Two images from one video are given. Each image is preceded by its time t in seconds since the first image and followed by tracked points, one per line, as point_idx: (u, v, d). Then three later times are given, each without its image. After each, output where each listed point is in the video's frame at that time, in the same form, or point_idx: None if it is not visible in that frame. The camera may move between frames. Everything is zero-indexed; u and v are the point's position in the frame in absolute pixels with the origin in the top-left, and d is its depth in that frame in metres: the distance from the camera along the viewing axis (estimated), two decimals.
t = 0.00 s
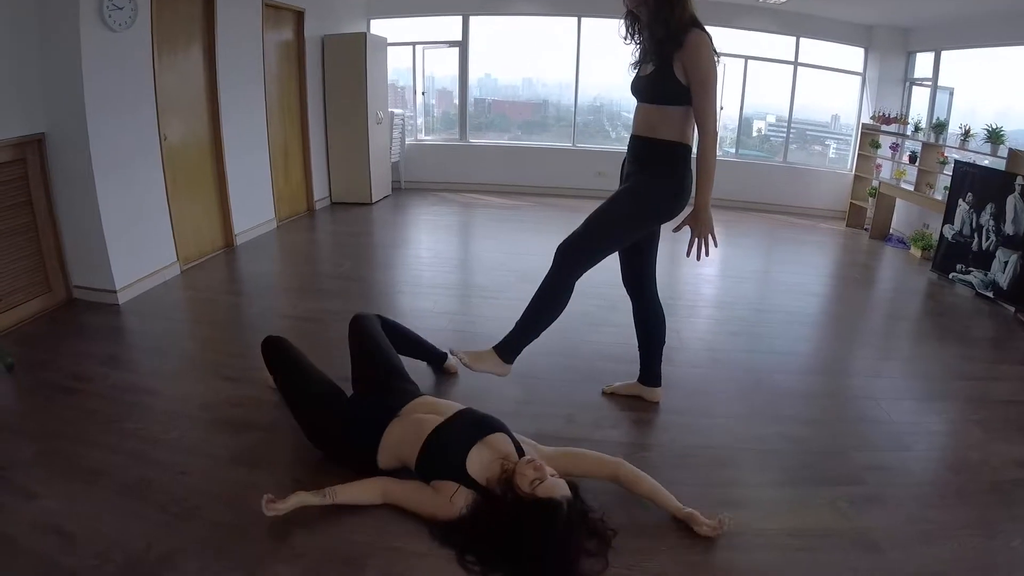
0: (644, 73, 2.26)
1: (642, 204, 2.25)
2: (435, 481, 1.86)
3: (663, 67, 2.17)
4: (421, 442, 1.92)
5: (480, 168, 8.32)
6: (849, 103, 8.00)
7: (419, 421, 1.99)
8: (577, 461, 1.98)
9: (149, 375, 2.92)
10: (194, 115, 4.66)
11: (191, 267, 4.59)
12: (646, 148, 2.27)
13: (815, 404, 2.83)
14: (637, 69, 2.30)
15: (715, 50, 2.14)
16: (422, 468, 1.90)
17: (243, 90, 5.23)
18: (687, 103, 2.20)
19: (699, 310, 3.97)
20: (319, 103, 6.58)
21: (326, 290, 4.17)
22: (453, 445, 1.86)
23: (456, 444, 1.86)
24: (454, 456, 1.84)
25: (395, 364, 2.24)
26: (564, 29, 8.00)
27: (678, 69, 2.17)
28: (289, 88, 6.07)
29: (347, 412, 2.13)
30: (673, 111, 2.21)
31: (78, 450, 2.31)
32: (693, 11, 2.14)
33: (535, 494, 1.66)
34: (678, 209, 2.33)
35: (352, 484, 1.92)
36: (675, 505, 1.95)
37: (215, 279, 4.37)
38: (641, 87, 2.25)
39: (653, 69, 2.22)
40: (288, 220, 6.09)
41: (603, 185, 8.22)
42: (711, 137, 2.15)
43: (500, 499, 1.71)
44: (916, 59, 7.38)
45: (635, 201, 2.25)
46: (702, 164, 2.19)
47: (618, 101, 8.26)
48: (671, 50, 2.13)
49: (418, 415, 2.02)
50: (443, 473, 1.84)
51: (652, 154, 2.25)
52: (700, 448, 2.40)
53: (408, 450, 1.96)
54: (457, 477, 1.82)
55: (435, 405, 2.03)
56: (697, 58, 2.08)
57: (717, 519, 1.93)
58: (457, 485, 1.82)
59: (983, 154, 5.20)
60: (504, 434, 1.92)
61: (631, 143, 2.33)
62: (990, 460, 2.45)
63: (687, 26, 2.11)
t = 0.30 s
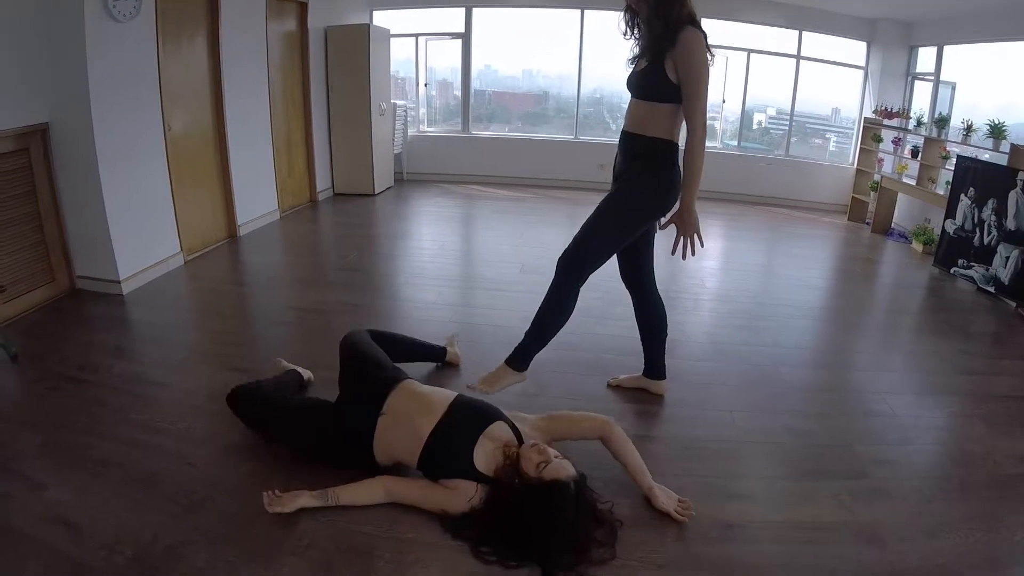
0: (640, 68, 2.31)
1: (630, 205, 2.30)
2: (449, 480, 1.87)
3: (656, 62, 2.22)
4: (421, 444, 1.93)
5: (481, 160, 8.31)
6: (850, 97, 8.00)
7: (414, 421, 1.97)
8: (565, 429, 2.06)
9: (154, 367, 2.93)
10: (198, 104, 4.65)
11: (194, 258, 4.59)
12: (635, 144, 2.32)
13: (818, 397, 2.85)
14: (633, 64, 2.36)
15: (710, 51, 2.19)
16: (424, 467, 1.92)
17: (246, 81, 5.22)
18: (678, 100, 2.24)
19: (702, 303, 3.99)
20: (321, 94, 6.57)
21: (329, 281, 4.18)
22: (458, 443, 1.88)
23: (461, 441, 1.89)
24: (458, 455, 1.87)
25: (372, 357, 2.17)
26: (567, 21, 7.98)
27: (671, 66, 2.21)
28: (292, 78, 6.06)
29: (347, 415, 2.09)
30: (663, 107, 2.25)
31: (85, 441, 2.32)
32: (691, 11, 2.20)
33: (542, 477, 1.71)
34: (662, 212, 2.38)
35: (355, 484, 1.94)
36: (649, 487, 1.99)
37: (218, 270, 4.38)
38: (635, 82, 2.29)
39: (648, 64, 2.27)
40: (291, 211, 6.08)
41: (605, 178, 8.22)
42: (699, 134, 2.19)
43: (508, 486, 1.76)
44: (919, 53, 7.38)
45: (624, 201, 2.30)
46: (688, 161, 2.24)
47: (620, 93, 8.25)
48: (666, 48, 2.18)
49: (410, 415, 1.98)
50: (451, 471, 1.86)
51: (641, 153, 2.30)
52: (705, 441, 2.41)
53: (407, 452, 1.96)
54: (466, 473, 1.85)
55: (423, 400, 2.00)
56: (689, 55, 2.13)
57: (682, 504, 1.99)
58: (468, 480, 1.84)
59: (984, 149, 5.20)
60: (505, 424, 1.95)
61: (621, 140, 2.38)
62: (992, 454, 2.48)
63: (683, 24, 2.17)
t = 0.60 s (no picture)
0: (614, 70, 2.28)
1: (608, 215, 2.33)
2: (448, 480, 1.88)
3: (629, 66, 2.20)
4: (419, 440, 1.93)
5: (484, 158, 8.32)
6: (851, 97, 8.02)
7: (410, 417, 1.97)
8: (561, 429, 2.08)
9: (158, 362, 2.93)
10: (203, 100, 4.65)
11: (198, 254, 4.60)
12: (611, 149, 2.32)
13: (819, 396, 2.86)
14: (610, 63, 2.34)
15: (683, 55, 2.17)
16: (423, 465, 1.93)
17: (252, 78, 5.22)
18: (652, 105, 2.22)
19: (703, 302, 4.01)
20: (325, 91, 6.58)
21: (332, 278, 4.19)
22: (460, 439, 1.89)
23: (459, 440, 1.89)
24: (455, 451, 1.88)
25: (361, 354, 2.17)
26: (570, 20, 7.99)
27: (644, 70, 2.19)
28: (297, 75, 6.06)
29: (347, 412, 2.07)
30: (635, 112, 2.24)
31: (91, 435, 2.33)
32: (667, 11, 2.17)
33: (541, 469, 1.77)
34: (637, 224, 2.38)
35: (362, 482, 1.96)
36: (654, 485, 2.03)
37: (221, 265, 4.38)
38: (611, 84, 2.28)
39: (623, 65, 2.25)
40: (294, 207, 6.09)
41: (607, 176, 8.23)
42: (670, 140, 2.20)
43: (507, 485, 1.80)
44: (920, 53, 7.39)
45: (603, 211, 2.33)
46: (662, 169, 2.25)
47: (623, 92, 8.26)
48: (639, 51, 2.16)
49: (404, 413, 1.98)
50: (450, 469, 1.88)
51: (616, 160, 2.31)
52: (708, 438, 2.43)
53: (402, 449, 1.97)
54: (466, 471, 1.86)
55: (416, 399, 1.99)
56: (660, 61, 2.11)
57: (692, 502, 2.00)
58: (470, 479, 1.85)
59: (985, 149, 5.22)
60: (495, 422, 1.97)
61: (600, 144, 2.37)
62: (992, 453, 2.49)
63: (656, 26, 2.14)
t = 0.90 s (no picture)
0: (559, 73, 2.25)
1: (561, 224, 2.36)
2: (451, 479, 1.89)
3: (577, 71, 2.19)
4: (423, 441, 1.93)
5: (482, 162, 8.34)
6: (847, 101, 8.07)
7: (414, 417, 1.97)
8: (564, 433, 2.09)
9: (159, 364, 2.94)
10: (203, 103, 4.66)
11: (198, 257, 4.61)
12: (556, 156, 2.33)
13: (817, 398, 2.88)
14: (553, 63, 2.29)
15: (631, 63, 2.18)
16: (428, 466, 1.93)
17: (252, 81, 5.24)
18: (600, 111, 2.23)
19: (700, 305, 4.03)
20: (325, 95, 6.59)
21: (331, 281, 4.20)
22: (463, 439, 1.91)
23: (462, 443, 1.90)
24: (459, 453, 1.89)
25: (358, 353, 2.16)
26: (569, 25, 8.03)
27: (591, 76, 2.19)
28: (296, 79, 6.08)
29: (348, 415, 2.06)
30: (582, 118, 2.25)
31: (92, 438, 2.33)
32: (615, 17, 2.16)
33: (547, 465, 1.79)
34: (583, 235, 2.40)
35: (366, 485, 1.97)
36: (656, 488, 2.04)
37: (221, 268, 4.39)
38: (556, 88, 2.25)
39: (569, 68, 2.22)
40: (293, 211, 6.10)
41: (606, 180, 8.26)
42: (618, 146, 2.20)
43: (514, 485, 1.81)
44: (916, 58, 7.45)
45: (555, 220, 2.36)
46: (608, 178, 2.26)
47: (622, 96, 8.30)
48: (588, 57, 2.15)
49: (409, 413, 1.99)
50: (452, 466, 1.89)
51: (563, 167, 2.32)
52: (707, 440, 2.44)
53: (407, 450, 1.98)
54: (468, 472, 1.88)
55: (419, 399, 1.99)
56: (610, 70, 2.12)
57: (693, 503, 2.02)
58: (475, 478, 1.87)
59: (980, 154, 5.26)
60: (498, 422, 1.98)
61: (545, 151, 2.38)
62: (988, 454, 2.51)
63: (604, 32, 2.13)
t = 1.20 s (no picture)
0: (527, 68, 2.02)
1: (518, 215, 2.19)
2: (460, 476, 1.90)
3: (544, 65, 1.96)
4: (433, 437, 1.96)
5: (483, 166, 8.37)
6: (846, 104, 8.11)
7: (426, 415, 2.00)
8: (574, 433, 2.11)
9: (162, 368, 2.95)
10: (205, 108, 4.68)
11: (200, 261, 4.62)
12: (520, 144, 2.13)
13: (817, 399, 2.89)
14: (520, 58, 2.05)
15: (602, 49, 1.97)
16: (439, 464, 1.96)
17: (254, 86, 5.26)
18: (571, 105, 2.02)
19: (699, 307, 4.04)
20: (326, 99, 6.61)
21: (333, 285, 4.21)
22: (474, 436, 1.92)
23: (471, 444, 1.91)
24: (468, 453, 1.90)
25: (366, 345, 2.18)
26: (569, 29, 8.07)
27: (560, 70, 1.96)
28: (297, 85, 6.11)
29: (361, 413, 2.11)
30: (555, 111, 2.04)
31: (97, 441, 2.35)
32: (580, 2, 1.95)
33: (560, 468, 1.81)
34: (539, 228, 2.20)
35: (373, 483, 1.97)
36: (662, 485, 2.05)
37: (223, 272, 4.41)
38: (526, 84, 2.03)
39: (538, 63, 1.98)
40: (295, 215, 6.12)
41: (607, 184, 8.29)
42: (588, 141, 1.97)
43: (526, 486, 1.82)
44: (914, 61, 7.49)
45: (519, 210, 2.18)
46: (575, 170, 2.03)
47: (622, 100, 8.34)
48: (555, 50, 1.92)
49: (424, 412, 2.00)
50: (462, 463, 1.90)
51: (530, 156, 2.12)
52: (711, 441, 2.46)
53: (418, 444, 2.01)
54: (478, 468, 1.89)
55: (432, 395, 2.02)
56: (578, 60, 1.89)
57: (700, 502, 2.03)
58: (483, 474, 1.87)
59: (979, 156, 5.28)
60: (510, 424, 1.99)
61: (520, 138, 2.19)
62: (988, 453, 2.52)
63: (570, 19, 1.91)
